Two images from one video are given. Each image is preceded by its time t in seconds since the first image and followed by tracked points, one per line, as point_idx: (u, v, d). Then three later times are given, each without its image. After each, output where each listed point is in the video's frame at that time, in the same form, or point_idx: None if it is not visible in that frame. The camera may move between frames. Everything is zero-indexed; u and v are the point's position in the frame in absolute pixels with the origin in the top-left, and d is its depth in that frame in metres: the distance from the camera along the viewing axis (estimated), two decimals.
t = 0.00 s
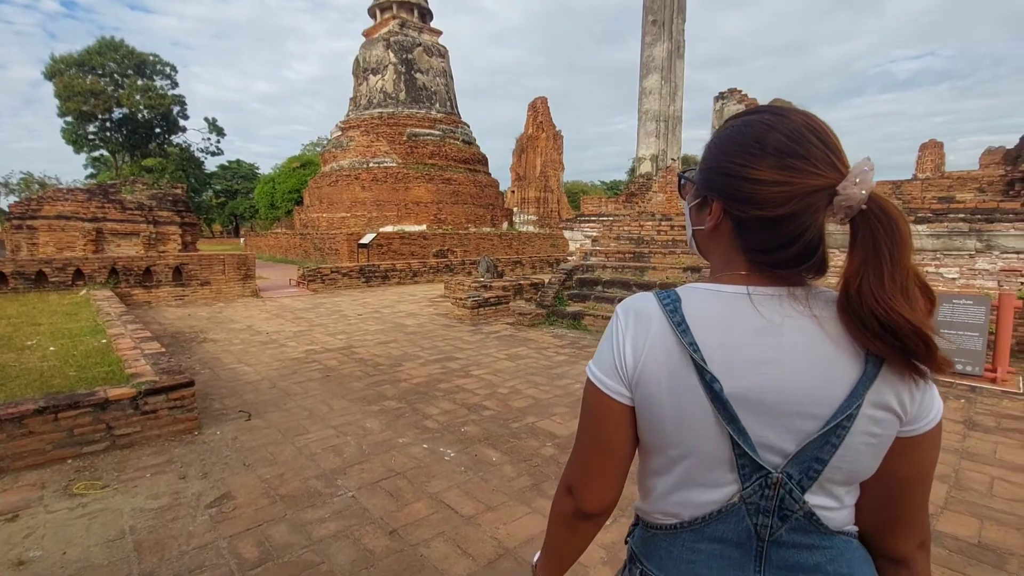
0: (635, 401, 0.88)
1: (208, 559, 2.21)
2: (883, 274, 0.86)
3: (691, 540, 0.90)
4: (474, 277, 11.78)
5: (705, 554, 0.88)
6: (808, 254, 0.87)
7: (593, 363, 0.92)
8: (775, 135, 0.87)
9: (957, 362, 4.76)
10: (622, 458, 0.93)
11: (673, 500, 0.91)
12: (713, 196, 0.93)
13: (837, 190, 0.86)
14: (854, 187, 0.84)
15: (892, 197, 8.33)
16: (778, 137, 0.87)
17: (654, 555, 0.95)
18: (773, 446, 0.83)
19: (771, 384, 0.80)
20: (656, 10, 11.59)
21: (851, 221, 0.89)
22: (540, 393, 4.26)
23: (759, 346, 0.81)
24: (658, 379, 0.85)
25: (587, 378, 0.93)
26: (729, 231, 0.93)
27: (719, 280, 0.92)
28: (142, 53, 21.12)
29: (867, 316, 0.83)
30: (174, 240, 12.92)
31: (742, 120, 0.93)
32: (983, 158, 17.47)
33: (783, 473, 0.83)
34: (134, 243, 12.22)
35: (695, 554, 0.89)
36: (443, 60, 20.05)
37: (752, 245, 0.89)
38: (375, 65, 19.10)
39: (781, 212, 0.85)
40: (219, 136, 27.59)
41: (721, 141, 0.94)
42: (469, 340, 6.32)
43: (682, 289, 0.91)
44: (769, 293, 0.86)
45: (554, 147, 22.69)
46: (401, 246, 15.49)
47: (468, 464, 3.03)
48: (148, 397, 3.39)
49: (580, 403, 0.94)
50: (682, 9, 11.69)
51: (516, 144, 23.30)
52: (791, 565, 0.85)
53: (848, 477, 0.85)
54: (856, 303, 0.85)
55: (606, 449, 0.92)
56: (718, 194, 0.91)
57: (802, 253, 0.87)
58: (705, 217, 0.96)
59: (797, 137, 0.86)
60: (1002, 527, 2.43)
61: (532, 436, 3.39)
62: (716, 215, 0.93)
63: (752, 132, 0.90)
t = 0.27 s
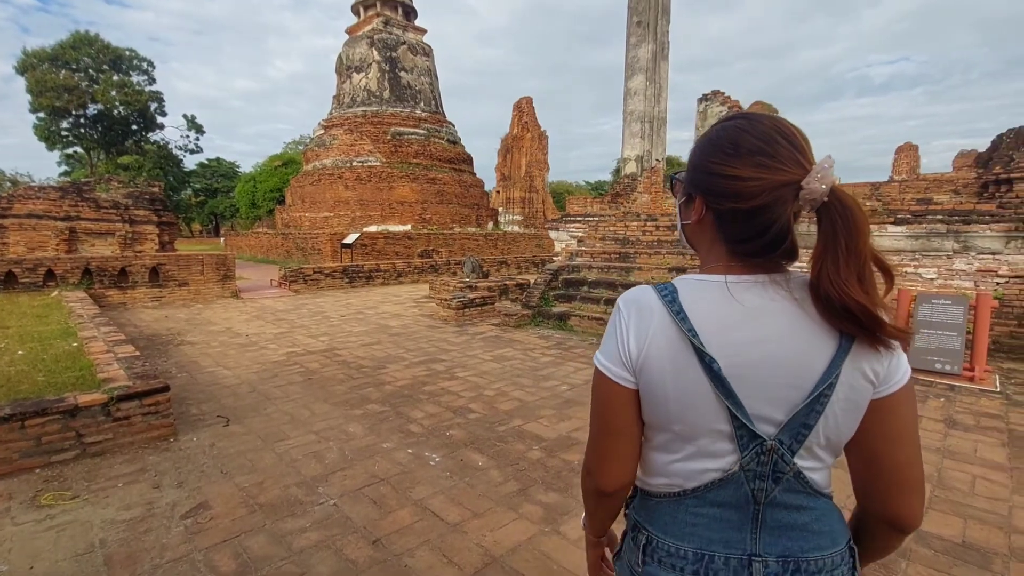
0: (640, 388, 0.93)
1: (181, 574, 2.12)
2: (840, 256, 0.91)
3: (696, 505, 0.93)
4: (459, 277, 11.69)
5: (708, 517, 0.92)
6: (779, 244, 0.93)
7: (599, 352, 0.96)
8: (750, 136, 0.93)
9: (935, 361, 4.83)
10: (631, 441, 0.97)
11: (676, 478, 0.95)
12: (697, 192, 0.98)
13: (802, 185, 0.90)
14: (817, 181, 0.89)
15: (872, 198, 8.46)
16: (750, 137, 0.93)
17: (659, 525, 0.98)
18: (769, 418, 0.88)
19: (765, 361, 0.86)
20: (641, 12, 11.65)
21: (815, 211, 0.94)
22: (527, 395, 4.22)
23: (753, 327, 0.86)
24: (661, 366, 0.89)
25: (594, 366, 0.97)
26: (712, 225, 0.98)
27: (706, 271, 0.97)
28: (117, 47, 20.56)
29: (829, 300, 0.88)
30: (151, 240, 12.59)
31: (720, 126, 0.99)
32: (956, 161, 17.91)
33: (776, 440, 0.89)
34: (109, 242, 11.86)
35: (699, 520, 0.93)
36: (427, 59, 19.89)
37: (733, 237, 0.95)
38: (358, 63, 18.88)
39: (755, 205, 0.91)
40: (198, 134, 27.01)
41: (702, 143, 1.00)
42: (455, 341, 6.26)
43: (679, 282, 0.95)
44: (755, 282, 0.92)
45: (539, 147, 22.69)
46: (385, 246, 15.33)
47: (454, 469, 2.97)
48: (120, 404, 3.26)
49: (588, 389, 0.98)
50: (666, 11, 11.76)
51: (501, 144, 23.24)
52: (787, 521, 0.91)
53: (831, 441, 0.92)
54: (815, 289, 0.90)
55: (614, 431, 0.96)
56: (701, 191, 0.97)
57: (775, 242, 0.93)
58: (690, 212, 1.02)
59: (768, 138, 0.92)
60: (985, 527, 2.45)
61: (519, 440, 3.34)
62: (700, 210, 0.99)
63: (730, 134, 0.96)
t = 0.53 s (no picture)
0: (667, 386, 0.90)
1: None
2: (833, 257, 0.89)
3: (726, 496, 0.93)
4: (457, 279, 11.66)
5: (737, 507, 0.92)
6: (776, 245, 0.91)
7: (618, 350, 0.92)
8: (753, 140, 0.92)
9: (936, 364, 4.80)
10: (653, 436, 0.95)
11: (702, 472, 0.94)
12: (699, 193, 0.98)
13: (798, 190, 0.89)
14: (814, 185, 0.88)
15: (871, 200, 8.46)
16: (753, 142, 0.92)
17: (688, 522, 0.96)
18: (788, 406, 0.90)
19: (784, 351, 0.87)
20: (640, 14, 11.69)
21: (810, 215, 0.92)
22: (526, 398, 4.19)
23: (771, 317, 0.88)
24: (690, 363, 0.87)
25: (613, 365, 0.93)
26: (712, 225, 0.97)
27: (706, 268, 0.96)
28: (116, 49, 20.51)
29: (815, 302, 0.88)
30: (149, 242, 12.53)
31: (724, 129, 0.98)
32: (954, 162, 17.95)
33: (792, 423, 0.91)
34: (106, 244, 11.81)
35: (728, 512, 0.92)
36: (427, 60, 19.91)
37: (731, 237, 0.94)
38: (358, 65, 18.88)
39: (753, 207, 0.90)
40: (198, 135, 26.98)
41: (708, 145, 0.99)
42: (453, 343, 6.23)
43: (694, 277, 0.93)
44: (759, 277, 0.91)
45: (538, 148, 22.67)
46: (384, 248, 15.30)
47: (451, 473, 2.93)
48: (115, 407, 3.23)
49: (605, 390, 0.94)
50: (665, 13, 11.79)
51: (500, 145, 23.22)
52: (806, 497, 0.95)
53: (827, 420, 0.95)
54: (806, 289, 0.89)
55: (634, 428, 0.93)
56: (703, 192, 0.97)
57: (774, 244, 0.91)
58: (692, 212, 1.01)
59: (771, 143, 0.91)
60: (988, 532, 2.43)
61: (517, 444, 3.31)
62: (701, 211, 0.98)
63: (734, 137, 0.95)
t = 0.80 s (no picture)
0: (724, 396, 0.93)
1: None
2: (822, 271, 1.02)
3: (754, 482, 1.03)
4: (452, 286, 11.63)
5: (761, 489, 1.04)
6: (775, 262, 1.03)
7: (675, 371, 0.91)
8: (748, 168, 1.01)
9: (930, 371, 4.81)
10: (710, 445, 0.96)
11: (743, 470, 1.01)
12: (701, 215, 1.05)
13: (792, 214, 1.00)
14: (805, 212, 1.00)
15: (864, 208, 8.52)
16: (748, 169, 1.01)
17: (721, 512, 1.03)
18: (798, 394, 1.04)
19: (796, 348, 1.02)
20: (634, 22, 11.79)
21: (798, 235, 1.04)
22: (520, 406, 4.16)
23: (784, 323, 1.01)
24: (744, 372, 0.94)
25: (675, 385, 0.91)
26: (715, 244, 1.06)
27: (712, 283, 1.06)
28: (111, 54, 20.45)
29: (806, 311, 1.01)
30: (142, 248, 12.43)
31: (717, 154, 1.06)
32: (945, 170, 18.11)
33: (800, 411, 1.06)
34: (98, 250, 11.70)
35: (755, 496, 1.03)
36: (422, 67, 19.96)
37: (736, 257, 1.04)
38: (353, 71, 18.91)
39: (755, 230, 1.00)
40: (192, 141, 26.89)
41: (704, 170, 1.06)
42: (448, 350, 6.20)
43: (725, 292, 1.00)
44: (763, 290, 1.03)
45: (533, 155, 22.72)
46: (379, 254, 15.26)
47: (444, 483, 2.90)
48: (102, 417, 3.18)
49: (668, 412, 0.91)
50: (659, 22, 11.89)
51: (496, 152, 23.27)
52: (795, 468, 1.12)
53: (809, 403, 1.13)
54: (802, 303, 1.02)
55: (698, 442, 0.92)
56: (705, 215, 1.04)
57: (770, 262, 1.03)
58: (691, 231, 1.09)
59: (764, 171, 1.00)
60: (983, 540, 2.42)
61: (511, 452, 3.29)
62: (704, 231, 1.06)
63: (729, 164, 1.03)
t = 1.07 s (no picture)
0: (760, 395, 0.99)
1: None
2: (812, 286, 1.08)
3: (763, 469, 1.11)
4: (448, 295, 11.60)
5: (768, 474, 1.13)
6: (772, 277, 1.10)
7: (717, 372, 0.95)
8: (749, 189, 1.08)
9: (923, 381, 4.82)
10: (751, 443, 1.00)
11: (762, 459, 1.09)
12: (704, 230, 1.12)
13: (789, 232, 1.08)
14: (800, 229, 1.08)
15: (857, 218, 8.59)
16: (750, 190, 1.08)
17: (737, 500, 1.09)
18: (797, 388, 1.14)
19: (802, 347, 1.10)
20: (629, 35, 11.93)
21: (792, 253, 1.12)
22: (515, 417, 4.14)
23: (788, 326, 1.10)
24: (773, 372, 1.01)
25: (718, 385, 0.94)
26: (717, 258, 1.13)
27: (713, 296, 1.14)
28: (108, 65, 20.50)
29: (797, 317, 1.06)
30: (136, 257, 12.37)
31: (718, 176, 1.13)
32: (936, 181, 18.30)
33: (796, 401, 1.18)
34: (92, 260, 11.61)
35: (764, 481, 1.12)
36: (419, 79, 20.08)
37: (734, 271, 1.11)
38: (350, 82, 19.01)
39: (755, 246, 1.07)
40: (188, 151, 26.89)
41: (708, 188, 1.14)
42: (443, 361, 6.18)
43: (741, 301, 1.07)
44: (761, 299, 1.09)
45: (529, 165, 22.82)
46: (375, 264, 15.24)
47: (438, 496, 2.88)
48: (92, 430, 3.14)
49: (714, 413, 0.94)
50: (653, 35, 12.04)
51: (493, 162, 23.36)
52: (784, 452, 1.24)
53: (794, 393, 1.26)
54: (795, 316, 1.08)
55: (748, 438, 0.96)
56: (708, 229, 1.11)
57: (768, 275, 1.10)
58: (694, 245, 1.16)
59: (765, 192, 1.08)
60: (977, 552, 2.41)
61: (506, 465, 3.26)
62: (706, 246, 1.13)
63: (732, 184, 1.11)
